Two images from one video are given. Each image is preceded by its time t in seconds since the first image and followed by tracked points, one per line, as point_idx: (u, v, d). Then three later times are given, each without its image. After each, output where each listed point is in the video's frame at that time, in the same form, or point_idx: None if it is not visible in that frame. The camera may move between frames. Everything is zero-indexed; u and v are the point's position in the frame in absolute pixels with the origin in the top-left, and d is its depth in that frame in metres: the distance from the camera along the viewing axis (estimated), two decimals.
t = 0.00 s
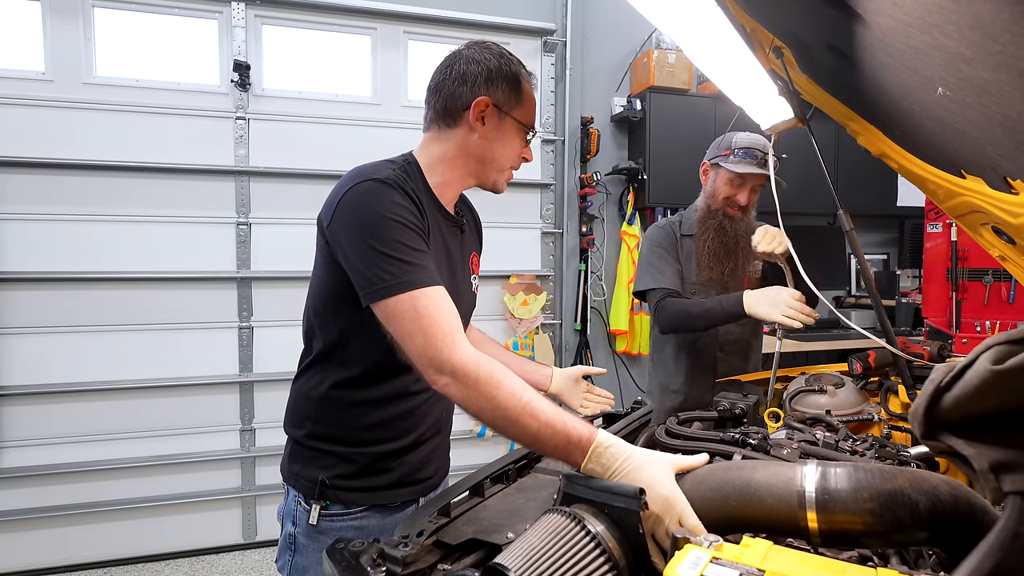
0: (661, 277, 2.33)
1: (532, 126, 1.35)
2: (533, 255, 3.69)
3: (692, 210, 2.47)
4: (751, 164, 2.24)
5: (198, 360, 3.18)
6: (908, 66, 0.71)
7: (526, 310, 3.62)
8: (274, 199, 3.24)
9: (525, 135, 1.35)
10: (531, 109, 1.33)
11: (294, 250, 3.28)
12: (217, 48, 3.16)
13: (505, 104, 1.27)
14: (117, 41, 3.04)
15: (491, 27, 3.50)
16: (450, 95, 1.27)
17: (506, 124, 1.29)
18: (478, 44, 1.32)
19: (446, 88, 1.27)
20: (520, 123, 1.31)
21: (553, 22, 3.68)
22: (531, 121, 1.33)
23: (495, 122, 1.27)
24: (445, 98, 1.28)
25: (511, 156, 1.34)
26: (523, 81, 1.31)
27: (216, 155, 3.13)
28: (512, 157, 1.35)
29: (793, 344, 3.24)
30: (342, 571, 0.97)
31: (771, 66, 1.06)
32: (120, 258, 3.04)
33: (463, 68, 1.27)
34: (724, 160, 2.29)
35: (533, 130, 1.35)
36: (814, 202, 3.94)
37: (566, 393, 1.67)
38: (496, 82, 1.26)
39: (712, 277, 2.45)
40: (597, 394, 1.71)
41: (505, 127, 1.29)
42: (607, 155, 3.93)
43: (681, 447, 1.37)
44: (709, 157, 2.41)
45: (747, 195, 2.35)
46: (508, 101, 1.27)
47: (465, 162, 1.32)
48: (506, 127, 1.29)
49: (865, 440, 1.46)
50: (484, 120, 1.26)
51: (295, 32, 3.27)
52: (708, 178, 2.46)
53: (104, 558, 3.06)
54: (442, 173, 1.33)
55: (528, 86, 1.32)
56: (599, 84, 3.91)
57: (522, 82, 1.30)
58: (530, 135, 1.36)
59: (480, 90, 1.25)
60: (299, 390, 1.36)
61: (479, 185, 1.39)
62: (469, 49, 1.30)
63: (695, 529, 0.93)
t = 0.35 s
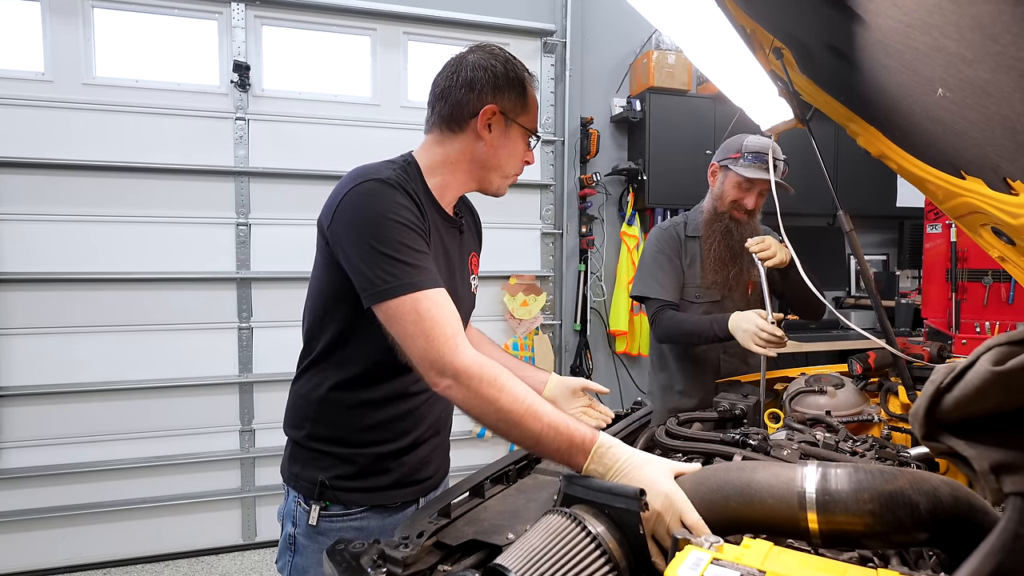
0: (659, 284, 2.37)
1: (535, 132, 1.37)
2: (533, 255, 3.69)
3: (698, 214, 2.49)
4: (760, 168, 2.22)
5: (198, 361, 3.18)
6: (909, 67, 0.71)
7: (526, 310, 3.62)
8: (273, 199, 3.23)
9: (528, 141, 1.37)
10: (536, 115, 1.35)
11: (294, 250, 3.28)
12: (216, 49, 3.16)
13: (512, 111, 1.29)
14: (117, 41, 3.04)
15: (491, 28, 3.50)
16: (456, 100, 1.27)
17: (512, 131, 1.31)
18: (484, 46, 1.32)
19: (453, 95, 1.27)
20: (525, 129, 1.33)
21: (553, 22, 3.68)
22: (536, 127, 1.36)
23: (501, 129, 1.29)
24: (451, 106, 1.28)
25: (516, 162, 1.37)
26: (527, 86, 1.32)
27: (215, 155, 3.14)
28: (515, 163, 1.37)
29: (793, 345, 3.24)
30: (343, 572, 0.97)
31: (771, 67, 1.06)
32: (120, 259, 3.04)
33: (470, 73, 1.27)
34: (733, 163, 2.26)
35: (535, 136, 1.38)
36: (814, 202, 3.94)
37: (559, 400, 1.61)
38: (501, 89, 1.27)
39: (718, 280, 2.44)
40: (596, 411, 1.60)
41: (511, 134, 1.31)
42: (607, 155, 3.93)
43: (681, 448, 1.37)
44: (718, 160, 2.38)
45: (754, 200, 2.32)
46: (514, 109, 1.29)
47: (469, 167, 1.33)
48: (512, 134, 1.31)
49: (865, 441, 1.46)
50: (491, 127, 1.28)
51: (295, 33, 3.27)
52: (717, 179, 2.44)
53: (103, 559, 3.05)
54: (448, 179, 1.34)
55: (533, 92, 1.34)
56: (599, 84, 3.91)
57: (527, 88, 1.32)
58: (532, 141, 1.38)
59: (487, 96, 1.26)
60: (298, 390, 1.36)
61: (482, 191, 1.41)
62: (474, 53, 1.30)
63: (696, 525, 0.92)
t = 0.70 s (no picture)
0: (664, 278, 2.36)
1: (541, 143, 1.40)
2: (534, 258, 3.69)
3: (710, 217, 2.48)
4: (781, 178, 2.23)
5: (199, 363, 3.19)
6: (909, 72, 0.72)
7: (528, 313, 3.62)
8: (275, 202, 3.24)
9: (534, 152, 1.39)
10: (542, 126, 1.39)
11: (295, 253, 3.29)
12: (218, 52, 3.17)
13: (520, 121, 1.32)
14: (119, 44, 3.05)
15: (493, 31, 3.51)
16: (465, 111, 1.29)
17: (519, 142, 1.33)
18: (495, 59, 1.35)
19: (462, 107, 1.29)
20: (532, 140, 1.36)
21: (554, 25, 3.68)
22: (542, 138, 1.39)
23: (510, 139, 1.31)
24: (461, 116, 1.29)
25: (523, 172, 1.39)
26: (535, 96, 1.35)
27: (217, 159, 3.14)
28: (522, 174, 1.39)
29: (794, 347, 3.24)
30: None
31: (772, 71, 1.06)
32: (122, 261, 3.05)
33: (479, 84, 1.29)
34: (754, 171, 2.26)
35: (541, 147, 1.40)
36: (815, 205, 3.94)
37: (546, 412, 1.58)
38: (511, 101, 1.30)
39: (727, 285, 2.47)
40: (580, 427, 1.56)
41: (519, 144, 1.33)
42: (608, 158, 3.93)
43: (683, 451, 1.37)
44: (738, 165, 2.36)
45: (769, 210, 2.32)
46: (523, 120, 1.32)
47: (477, 176, 1.35)
48: (520, 144, 1.34)
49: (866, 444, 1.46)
50: (500, 137, 1.30)
51: (297, 36, 3.28)
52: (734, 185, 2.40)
53: (104, 561, 3.05)
54: (457, 187, 1.35)
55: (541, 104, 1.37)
56: (600, 87, 3.91)
57: (535, 99, 1.35)
58: (538, 152, 1.41)
59: (497, 107, 1.29)
60: (304, 393, 1.36)
61: (488, 201, 1.42)
62: (485, 64, 1.33)
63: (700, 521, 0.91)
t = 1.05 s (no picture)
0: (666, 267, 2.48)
1: (546, 153, 1.39)
2: (534, 259, 3.69)
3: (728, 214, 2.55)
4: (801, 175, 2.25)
5: (199, 365, 3.19)
6: (907, 73, 0.72)
7: (527, 314, 3.60)
8: (275, 204, 3.24)
9: (538, 160, 1.39)
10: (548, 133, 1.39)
11: (295, 255, 3.29)
12: (219, 54, 3.17)
13: (524, 126, 1.32)
14: (120, 47, 3.06)
15: (493, 33, 3.52)
16: (472, 113, 1.30)
17: (523, 147, 1.33)
18: (508, 67, 1.37)
19: (468, 108, 1.30)
20: (536, 147, 1.36)
21: (554, 27, 3.69)
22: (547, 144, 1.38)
23: (512, 143, 1.31)
24: (466, 117, 1.31)
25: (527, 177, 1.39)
26: (542, 104, 1.36)
27: (217, 161, 3.15)
28: (525, 180, 1.38)
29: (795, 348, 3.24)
30: None
31: (771, 72, 1.07)
32: (122, 263, 3.05)
33: (486, 88, 1.31)
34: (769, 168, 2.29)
35: (546, 156, 1.40)
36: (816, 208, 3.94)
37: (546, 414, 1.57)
38: (515, 104, 1.30)
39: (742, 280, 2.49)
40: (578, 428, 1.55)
41: (522, 150, 1.33)
42: (608, 159, 3.94)
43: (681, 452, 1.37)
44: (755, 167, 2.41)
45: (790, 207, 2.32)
46: (526, 125, 1.32)
47: (479, 178, 1.35)
48: (523, 150, 1.33)
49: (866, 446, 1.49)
50: (501, 140, 1.30)
51: (297, 38, 3.29)
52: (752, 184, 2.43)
53: (104, 563, 3.05)
54: (459, 188, 1.35)
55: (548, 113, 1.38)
56: (600, 89, 3.92)
57: (542, 107, 1.36)
58: (543, 161, 1.40)
59: (501, 111, 1.29)
60: (302, 393, 1.36)
61: (491, 205, 1.42)
62: (494, 71, 1.34)
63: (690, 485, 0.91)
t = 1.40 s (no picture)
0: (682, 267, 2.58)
1: (555, 170, 1.42)
2: (535, 259, 3.69)
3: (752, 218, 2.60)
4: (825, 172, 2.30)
5: (199, 365, 3.19)
6: (906, 74, 0.72)
7: (528, 314, 3.61)
8: (275, 204, 3.25)
9: (547, 176, 1.41)
10: (559, 151, 1.40)
11: (295, 255, 3.29)
12: (219, 54, 3.18)
13: (539, 141, 1.34)
14: (120, 47, 3.06)
15: (493, 34, 3.52)
16: (492, 121, 1.31)
17: (534, 161, 1.34)
18: (531, 80, 1.38)
19: (488, 113, 1.32)
20: (547, 163, 1.38)
21: (554, 28, 3.69)
22: (556, 161, 1.40)
23: (525, 156, 1.32)
24: (485, 122, 1.31)
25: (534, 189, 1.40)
26: (559, 118, 1.37)
27: (218, 161, 3.15)
28: (533, 193, 1.40)
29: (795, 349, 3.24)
30: None
31: (770, 73, 1.07)
32: (122, 264, 3.05)
33: (509, 98, 1.32)
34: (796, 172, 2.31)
35: (555, 173, 1.42)
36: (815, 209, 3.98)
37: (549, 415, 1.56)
38: (532, 117, 1.31)
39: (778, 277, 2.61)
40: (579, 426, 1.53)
41: (534, 163, 1.35)
42: (608, 160, 3.94)
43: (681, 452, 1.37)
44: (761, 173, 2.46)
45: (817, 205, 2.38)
46: (541, 141, 1.34)
47: (490, 185, 1.35)
48: (534, 165, 1.35)
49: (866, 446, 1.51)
50: (516, 152, 1.31)
51: (298, 39, 3.29)
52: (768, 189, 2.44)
53: (104, 563, 3.05)
54: (467, 191, 1.35)
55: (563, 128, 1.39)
56: (600, 90, 3.93)
57: (558, 121, 1.37)
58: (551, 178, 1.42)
59: (520, 122, 1.30)
60: (309, 391, 1.36)
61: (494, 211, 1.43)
62: (520, 82, 1.35)
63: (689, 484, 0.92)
